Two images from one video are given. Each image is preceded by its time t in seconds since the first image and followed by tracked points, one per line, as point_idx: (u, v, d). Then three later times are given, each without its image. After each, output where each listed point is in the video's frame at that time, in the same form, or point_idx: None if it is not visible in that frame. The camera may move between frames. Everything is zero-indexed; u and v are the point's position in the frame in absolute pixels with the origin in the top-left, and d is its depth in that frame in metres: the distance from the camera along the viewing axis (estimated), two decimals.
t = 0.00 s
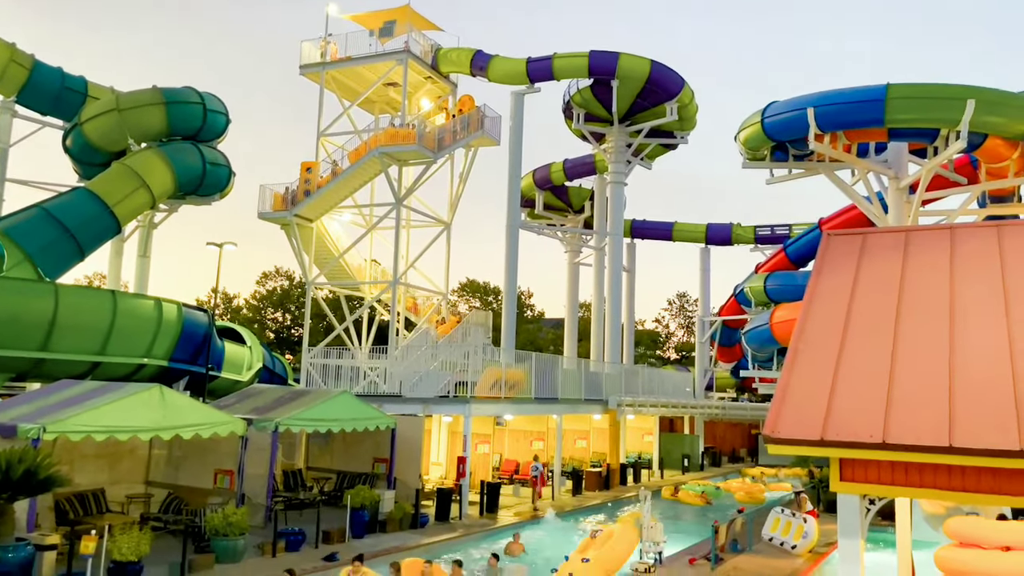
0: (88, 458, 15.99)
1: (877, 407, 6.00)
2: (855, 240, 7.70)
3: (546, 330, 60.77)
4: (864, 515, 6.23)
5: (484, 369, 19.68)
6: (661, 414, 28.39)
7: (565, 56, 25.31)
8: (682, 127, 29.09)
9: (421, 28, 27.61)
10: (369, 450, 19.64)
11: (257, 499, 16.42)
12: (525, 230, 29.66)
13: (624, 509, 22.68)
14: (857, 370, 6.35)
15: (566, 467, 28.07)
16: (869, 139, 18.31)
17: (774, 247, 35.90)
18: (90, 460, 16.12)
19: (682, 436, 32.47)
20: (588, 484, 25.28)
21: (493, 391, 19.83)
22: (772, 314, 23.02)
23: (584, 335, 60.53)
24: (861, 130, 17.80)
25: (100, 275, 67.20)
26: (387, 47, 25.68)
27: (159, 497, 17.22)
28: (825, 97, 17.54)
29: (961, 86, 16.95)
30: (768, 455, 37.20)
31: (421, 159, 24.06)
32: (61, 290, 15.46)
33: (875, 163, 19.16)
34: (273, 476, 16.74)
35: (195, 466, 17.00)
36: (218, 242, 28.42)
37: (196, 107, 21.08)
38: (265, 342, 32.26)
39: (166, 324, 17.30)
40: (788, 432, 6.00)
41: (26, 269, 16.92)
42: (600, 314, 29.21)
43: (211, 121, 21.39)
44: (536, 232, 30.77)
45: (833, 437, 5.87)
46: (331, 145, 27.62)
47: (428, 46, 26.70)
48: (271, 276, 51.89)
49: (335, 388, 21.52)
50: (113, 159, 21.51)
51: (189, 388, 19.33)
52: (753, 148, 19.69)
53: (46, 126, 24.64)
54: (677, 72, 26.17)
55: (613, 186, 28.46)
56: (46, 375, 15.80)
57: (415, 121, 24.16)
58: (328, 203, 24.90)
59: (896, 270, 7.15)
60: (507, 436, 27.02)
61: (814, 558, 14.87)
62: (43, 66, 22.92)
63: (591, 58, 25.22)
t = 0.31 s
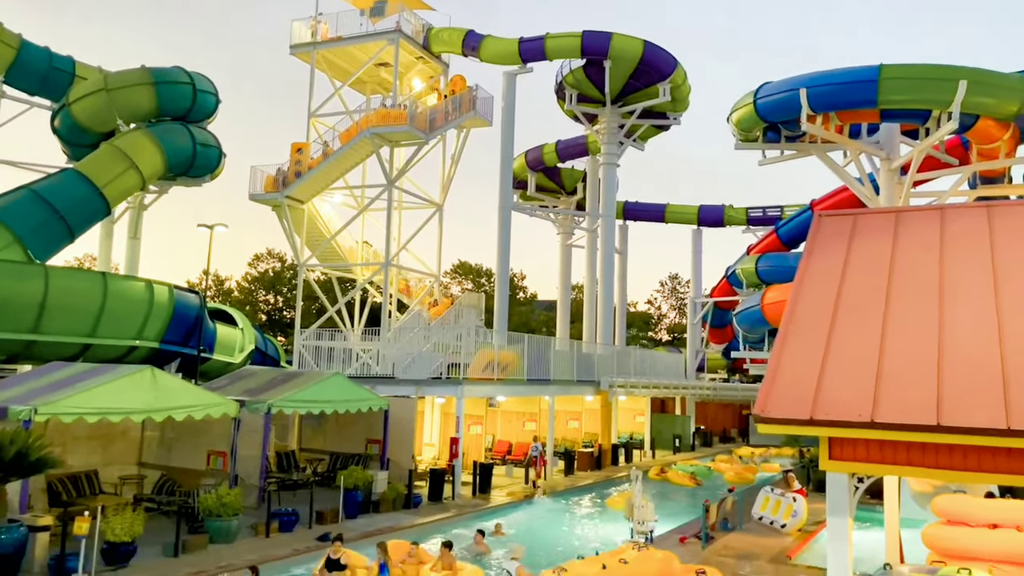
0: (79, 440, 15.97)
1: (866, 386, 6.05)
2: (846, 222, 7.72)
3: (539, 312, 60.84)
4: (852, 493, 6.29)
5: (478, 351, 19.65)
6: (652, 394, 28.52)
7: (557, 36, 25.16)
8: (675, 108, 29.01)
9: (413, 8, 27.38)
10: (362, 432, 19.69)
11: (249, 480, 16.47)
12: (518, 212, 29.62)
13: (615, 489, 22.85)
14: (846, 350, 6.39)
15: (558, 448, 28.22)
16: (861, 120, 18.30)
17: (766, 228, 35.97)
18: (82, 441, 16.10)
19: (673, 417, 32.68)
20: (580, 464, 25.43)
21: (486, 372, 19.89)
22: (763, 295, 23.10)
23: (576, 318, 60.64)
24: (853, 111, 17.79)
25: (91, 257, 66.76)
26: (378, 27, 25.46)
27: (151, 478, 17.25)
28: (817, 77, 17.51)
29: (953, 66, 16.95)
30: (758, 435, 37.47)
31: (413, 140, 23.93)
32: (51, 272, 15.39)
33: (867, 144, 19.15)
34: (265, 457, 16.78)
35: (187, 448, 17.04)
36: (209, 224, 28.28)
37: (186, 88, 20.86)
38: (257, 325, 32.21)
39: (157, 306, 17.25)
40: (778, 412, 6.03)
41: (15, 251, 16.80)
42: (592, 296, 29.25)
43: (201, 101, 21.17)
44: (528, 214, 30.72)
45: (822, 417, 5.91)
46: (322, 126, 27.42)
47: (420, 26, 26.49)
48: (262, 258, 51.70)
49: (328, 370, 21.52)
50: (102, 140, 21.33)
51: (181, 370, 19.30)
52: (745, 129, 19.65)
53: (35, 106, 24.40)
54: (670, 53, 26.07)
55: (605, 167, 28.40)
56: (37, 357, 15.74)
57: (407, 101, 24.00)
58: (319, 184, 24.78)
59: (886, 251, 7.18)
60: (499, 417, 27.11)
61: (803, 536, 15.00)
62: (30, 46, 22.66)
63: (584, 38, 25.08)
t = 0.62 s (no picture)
0: (75, 421, 15.97)
1: (860, 366, 6.07)
2: (841, 202, 7.71)
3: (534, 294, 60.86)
4: (845, 471, 6.34)
5: (472, 333, 19.75)
6: (647, 375, 28.61)
7: (552, 15, 24.98)
8: (671, 88, 28.91)
9: None
10: (358, 412, 19.76)
11: (245, 460, 16.54)
12: (513, 193, 29.56)
13: (610, 468, 23.02)
14: (841, 330, 6.41)
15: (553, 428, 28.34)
16: (857, 100, 18.25)
17: (761, 209, 35.98)
18: (78, 422, 16.11)
19: (668, 397, 32.86)
20: (575, 444, 25.58)
21: (481, 353, 19.92)
22: (758, 276, 23.13)
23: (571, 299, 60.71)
24: (850, 91, 17.73)
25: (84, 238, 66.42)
26: (371, 6, 25.25)
27: (147, 459, 17.29)
28: (814, 57, 17.44)
29: (948, 46, 16.90)
30: (752, 415, 37.68)
31: (408, 120, 23.81)
32: (45, 254, 15.33)
33: (863, 124, 19.10)
34: (262, 438, 16.84)
35: (183, 429, 17.09)
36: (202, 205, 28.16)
37: (178, 67, 20.67)
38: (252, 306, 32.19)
39: (152, 287, 17.21)
40: (772, 391, 6.06)
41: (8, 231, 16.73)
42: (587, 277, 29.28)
43: (193, 81, 20.98)
44: (523, 195, 30.62)
45: (816, 397, 5.94)
46: (316, 106, 27.23)
47: (414, 5, 26.27)
48: (257, 240, 51.55)
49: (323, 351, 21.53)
50: (95, 121, 21.19)
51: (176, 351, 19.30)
52: (741, 110, 19.60)
53: (26, 86, 24.18)
54: (666, 32, 25.95)
55: (601, 148, 28.32)
56: (31, 338, 15.71)
57: (401, 81, 23.85)
58: (313, 165, 24.65)
59: (881, 231, 7.19)
60: (495, 398, 27.19)
61: (796, 514, 15.10)
62: (20, 25, 22.43)
63: (579, 17, 24.91)
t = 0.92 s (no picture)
0: (72, 401, 15.98)
1: (856, 344, 6.10)
2: (837, 180, 7.72)
3: (530, 274, 60.81)
4: (840, 448, 6.38)
5: (469, 312, 19.65)
6: (644, 354, 28.66)
7: None
8: (668, 66, 28.77)
9: None
10: (355, 391, 19.90)
11: (243, 439, 16.64)
12: (510, 172, 29.46)
13: (607, 447, 23.16)
14: (837, 307, 6.43)
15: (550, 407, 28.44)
16: (855, 78, 18.16)
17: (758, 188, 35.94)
18: (75, 402, 16.11)
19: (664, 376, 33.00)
20: (572, 423, 25.70)
21: (479, 333, 19.95)
22: (754, 255, 23.13)
23: (568, 279, 60.71)
24: (848, 69, 17.64)
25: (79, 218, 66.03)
26: None
27: (145, 439, 17.33)
28: (812, 35, 17.33)
29: (947, 24, 16.81)
30: (748, 393, 37.87)
31: (403, 99, 23.66)
32: (39, 234, 15.28)
33: (861, 103, 19.01)
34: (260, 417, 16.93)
35: (181, 408, 17.28)
36: (197, 185, 28.01)
37: (171, 45, 20.46)
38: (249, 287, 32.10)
39: (147, 267, 17.17)
40: (768, 369, 6.09)
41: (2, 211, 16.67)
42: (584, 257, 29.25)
43: (187, 60, 20.76)
44: (520, 174, 30.50)
45: (811, 374, 5.98)
46: (311, 85, 27.03)
47: None
48: (252, 220, 51.34)
49: (320, 331, 21.49)
50: (88, 100, 21.04)
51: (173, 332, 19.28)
52: (738, 88, 19.51)
53: (18, 65, 23.95)
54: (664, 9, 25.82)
55: (598, 126, 28.19)
56: (27, 319, 15.66)
57: (397, 59, 23.67)
58: (308, 144, 24.53)
59: (878, 208, 7.20)
60: (492, 377, 27.25)
61: (791, 491, 15.21)
62: (12, 3, 22.18)
63: None
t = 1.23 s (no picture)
0: (72, 380, 16.01)
1: (851, 322, 6.11)
2: (835, 157, 7.69)
3: (528, 253, 60.78)
4: (835, 425, 6.43)
5: (466, 291, 19.73)
6: (641, 333, 28.75)
7: None
8: (666, 44, 28.61)
9: None
10: (353, 371, 19.92)
11: (242, 418, 16.75)
12: (506, 151, 29.37)
13: (604, 425, 23.32)
14: (833, 284, 6.44)
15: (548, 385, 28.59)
16: (853, 55, 18.06)
17: (756, 166, 35.88)
18: (74, 382, 16.16)
19: (661, 355, 33.13)
20: (569, 401, 25.85)
21: (476, 312, 19.98)
22: (751, 234, 23.11)
23: (565, 258, 60.69)
24: (846, 46, 17.55)
25: (74, 197, 65.75)
26: None
27: (145, 418, 17.42)
28: (810, 11, 17.22)
29: None
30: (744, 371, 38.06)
31: (399, 77, 23.50)
32: (35, 213, 15.23)
33: (859, 80, 18.92)
34: (258, 396, 17.00)
35: (179, 387, 17.37)
36: (193, 164, 27.87)
37: (165, 23, 20.25)
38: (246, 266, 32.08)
39: (144, 247, 17.14)
40: (764, 347, 6.10)
41: None
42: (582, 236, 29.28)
43: (181, 38, 20.59)
44: (517, 152, 30.37)
45: (807, 352, 5.99)
46: (307, 63, 26.82)
47: None
48: (248, 199, 51.18)
49: (317, 311, 21.47)
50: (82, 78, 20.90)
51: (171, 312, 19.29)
52: (736, 66, 19.40)
53: (10, 43, 23.73)
54: None
55: (595, 104, 28.07)
56: (25, 299, 15.67)
57: (392, 37, 23.47)
58: (304, 123, 24.40)
59: (875, 186, 7.20)
60: (489, 356, 27.32)
61: (787, 467, 15.32)
62: None
63: None
